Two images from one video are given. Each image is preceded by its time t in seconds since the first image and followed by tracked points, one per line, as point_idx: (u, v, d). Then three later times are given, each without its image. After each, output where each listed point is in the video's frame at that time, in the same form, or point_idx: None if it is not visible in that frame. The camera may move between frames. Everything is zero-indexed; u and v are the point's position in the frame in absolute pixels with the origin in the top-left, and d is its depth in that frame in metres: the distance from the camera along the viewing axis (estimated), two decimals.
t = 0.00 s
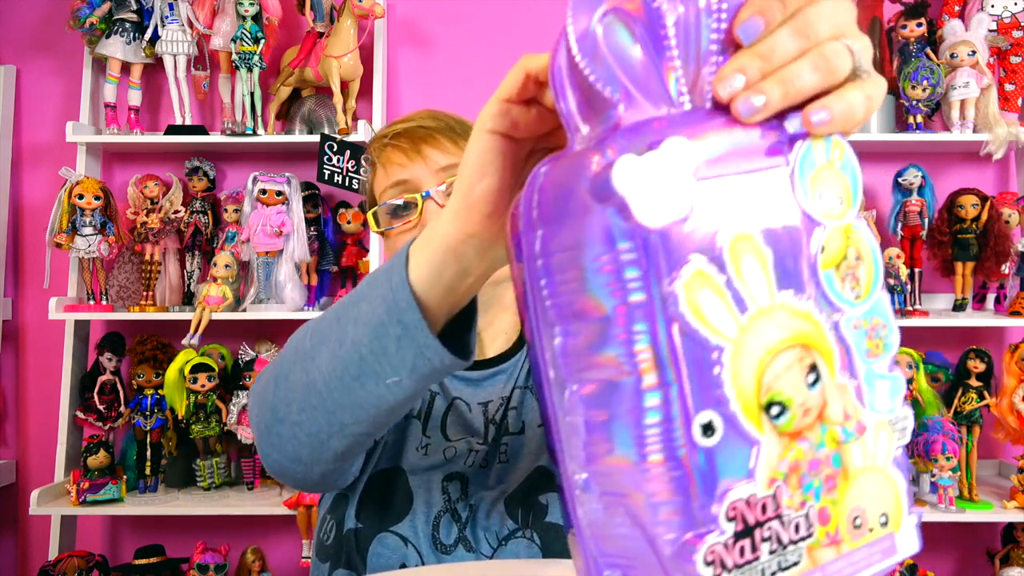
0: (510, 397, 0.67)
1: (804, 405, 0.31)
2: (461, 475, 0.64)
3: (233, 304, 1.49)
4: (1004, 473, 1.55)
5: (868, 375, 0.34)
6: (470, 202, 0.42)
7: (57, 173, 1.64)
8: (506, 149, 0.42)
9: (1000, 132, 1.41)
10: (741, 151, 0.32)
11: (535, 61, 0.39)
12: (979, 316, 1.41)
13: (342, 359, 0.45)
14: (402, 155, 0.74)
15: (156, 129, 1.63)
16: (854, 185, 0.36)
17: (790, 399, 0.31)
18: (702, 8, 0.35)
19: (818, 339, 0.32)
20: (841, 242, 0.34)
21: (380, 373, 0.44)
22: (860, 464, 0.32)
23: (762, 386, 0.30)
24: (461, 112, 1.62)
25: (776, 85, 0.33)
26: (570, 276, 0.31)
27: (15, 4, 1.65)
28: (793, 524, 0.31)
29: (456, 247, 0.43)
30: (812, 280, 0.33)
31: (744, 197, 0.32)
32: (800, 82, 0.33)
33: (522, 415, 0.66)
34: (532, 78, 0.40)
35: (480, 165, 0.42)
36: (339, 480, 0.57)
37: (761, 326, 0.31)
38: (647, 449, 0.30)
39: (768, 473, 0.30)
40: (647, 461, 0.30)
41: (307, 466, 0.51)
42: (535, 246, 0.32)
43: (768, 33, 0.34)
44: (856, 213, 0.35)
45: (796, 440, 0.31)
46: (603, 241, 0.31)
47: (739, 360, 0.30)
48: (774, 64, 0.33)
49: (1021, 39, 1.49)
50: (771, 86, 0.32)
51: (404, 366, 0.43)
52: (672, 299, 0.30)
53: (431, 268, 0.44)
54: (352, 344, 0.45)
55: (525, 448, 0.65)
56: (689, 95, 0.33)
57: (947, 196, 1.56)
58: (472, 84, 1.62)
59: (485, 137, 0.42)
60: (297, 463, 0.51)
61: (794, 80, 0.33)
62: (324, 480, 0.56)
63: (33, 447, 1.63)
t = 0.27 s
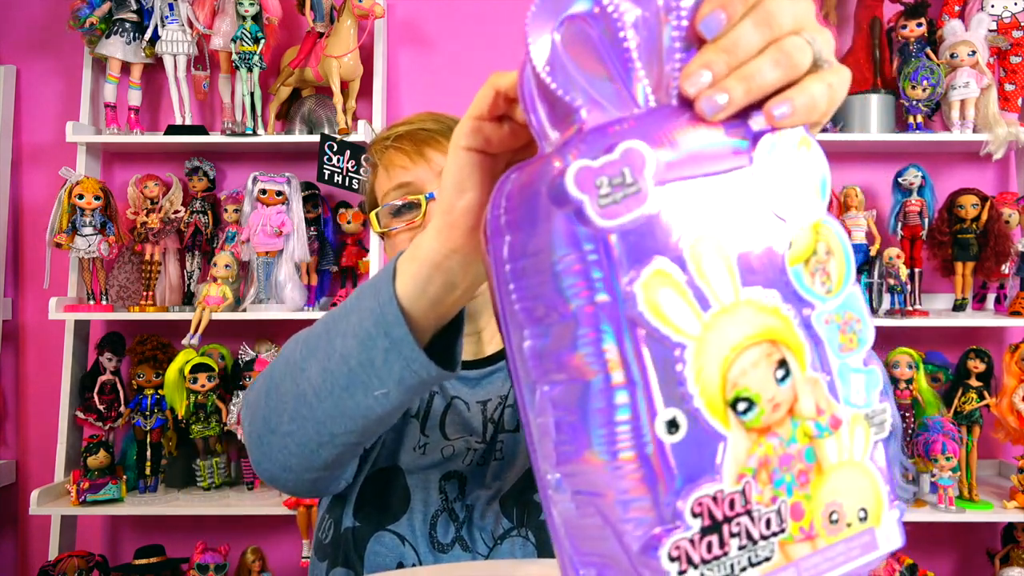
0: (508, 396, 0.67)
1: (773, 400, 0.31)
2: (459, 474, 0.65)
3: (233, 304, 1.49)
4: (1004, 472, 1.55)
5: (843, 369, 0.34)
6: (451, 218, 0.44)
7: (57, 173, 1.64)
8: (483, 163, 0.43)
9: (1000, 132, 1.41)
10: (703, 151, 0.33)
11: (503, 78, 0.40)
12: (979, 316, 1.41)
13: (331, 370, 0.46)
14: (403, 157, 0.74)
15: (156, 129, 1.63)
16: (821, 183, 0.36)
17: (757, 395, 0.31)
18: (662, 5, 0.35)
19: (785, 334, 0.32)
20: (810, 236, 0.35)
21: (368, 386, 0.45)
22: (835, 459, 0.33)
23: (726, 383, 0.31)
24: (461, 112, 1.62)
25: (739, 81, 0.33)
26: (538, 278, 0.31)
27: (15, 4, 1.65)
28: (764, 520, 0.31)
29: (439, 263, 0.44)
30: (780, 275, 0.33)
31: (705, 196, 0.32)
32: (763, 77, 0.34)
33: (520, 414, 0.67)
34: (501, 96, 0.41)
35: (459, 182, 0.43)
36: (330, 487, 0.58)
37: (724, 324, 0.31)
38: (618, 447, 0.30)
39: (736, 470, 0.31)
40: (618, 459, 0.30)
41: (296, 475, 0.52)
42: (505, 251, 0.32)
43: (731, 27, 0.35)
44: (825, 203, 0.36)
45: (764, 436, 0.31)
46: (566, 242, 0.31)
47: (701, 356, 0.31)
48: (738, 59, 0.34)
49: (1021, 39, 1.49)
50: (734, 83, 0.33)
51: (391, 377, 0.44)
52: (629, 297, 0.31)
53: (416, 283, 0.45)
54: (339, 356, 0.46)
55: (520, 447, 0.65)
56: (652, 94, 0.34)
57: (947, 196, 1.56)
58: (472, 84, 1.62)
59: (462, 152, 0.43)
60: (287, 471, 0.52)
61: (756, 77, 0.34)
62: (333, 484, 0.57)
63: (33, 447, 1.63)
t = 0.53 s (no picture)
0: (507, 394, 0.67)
1: (746, 408, 0.34)
2: (458, 472, 0.65)
3: (232, 304, 1.49)
4: (1004, 473, 1.55)
5: (824, 382, 0.37)
6: (454, 225, 0.44)
7: (57, 173, 1.64)
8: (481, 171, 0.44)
9: (1000, 132, 1.41)
10: (682, 153, 0.35)
11: (495, 90, 0.42)
12: (979, 316, 1.41)
13: (332, 371, 0.46)
14: (400, 158, 0.74)
15: (156, 129, 1.63)
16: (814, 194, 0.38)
17: (731, 402, 0.34)
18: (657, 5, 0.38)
19: (764, 344, 0.35)
20: (799, 246, 0.37)
21: (367, 387, 0.45)
22: (808, 471, 0.35)
23: (700, 388, 0.33)
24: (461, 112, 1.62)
25: (737, 82, 0.35)
26: (518, 271, 0.34)
27: (15, 4, 1.65)
28: (728, 525, 0.33)
29: (444, 270, 0.44)
30: (763, 287, 0.35)
31: (688, 207, 0.35)
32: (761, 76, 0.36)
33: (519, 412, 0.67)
34: (494, 106, 0.42)
35: (459, 189, 0.44)
36: (325, 488, 0.57)
37: (700, 329, 0.34)
38: (590, 446, 0.32)
39: (703, 475, 0.33)
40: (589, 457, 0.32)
41: (290, 475, 0.51)
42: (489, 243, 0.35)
43: (731, 20, 0.36)
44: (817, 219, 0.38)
45: (735, 444, 0.34)
46: (547, 240, 0.33)
47: (676, 359, 0.33)
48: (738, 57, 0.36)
49: (1021, 39, 1.49)
50: (733, 83, 0.35)
51: (390, 381, 0.44)
52: (605, 298, 0.33)
53: (419, 290, 0.45)
54: (341, 356, 0.45)
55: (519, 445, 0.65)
56: (649, 91, 0.36)
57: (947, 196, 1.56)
58: (472, 84, 1.62)
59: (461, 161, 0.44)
60: (281, 470, 0.51)
61: (755, 77, 0.36)
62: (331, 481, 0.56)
63: (33, 448, 1.63)
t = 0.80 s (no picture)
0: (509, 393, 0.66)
1: (739, 415, 0.34)
2: (457, 473, 0.65)
3: (232, 304, 1.49)
4: (1004, 473, 1.55)
5: (820, 386, 0.36)
6: (443, 226, 0.43)
7: (57, 173, 1.64)
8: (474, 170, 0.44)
9: (1000, 132, 1.41)
10: (676, 149, 0.35)
11: (485, 90, 0.40)
12: (979, 316, 1.41)
13: (326, 373, 0.46)
14: (400, 158, 0.74)
15: (156, 129, 1.63)
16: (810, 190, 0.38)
17: (724, 409, 0.34)
18: (644, 4, 0.38)
19: (758, 350, 0.35)
20: (792, 248, 0.37)
21: (364, 388, 0.45)
22: (805, 478, 0.35)
23: (692, 396, 0.33)
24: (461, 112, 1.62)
25: (729, 81, 0.36)
26: (508, 285, 0.34)
27: (15, 4, 1.65)
28: (724, 537, 0.33)
29: (433, 270, 0.44)
30: (757, 292, 0.35)
31: (680, 209, 0.35)
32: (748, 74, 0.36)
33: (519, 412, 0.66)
34: (486, 107, 0.41)
35: (449, 188, 0.43)
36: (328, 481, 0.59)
37: (693, 335, 0.34)
38: (582, 458, 0.32)
39: (696, 485, 0.33)
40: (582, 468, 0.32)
41: (289, 470, 0.53)
42: (480, 254, 0.36)
43: (719, 19, 0.36)
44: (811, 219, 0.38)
45: (729, 452, 0.34)
46: (537, 251, 0.34)
47: (668, 367, 0.33)
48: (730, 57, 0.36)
49: (1021, 39, 1.49)
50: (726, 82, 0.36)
51: (386, 379, 0.45)
52: (594, 305, 0.33)
53: (408, 290, 0.45)
54: (334, 358, 0.46)
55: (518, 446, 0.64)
56: (639, 93, 0.37)
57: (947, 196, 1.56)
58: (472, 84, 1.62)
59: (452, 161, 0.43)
60: (281, 465, 0.53)
61: (748, 75, 0.36)
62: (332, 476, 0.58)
63: (33, 447, 1.63)
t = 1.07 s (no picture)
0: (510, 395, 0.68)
1: (700, 414, 0.35)
2: (461, 476, 0.65)
3: (232, 304, 1.49)
4: (1004, 473, 1.55)
5: (787, 400, 0.37)
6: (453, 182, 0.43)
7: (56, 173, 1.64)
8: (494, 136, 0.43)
9: (1000, 132, 1.41)
10: (650, 150, 0.37)
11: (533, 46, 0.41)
12: (979, 316, 1.41)
13: (314, 329, 0.46)
14: (399, 155, 0.74)
15: (156, 129, 1.63)
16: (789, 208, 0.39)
17: (686, 406, 0.35)
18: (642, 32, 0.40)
19: (724, 353, 0.36)
20: (768, 262, 0.38)
21: (345, 347, 0.45)
22: (761, 487, 0.36)
23: (655, 389, 0.35)
24: (461, 112, 1.62)
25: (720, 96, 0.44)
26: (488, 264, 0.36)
27: (15, 4, 1.65)
28: (671, 531, 0.34)
29: (434, 231, 0.44)
30: (729, 297, 0.37)
31: (654, 208, 0.37)
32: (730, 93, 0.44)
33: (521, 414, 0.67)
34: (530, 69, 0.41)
35: (467, 147, 0.43)
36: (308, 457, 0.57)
37: (660, 330, 0.35)
38: (536, 434, 0.34)
39: (650, 476, 0.34)
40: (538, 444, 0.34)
41: (271, 432, 0.51)
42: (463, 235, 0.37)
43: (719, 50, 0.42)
44: (789, 236, 0.39)
45: (687, 449, 0.35)
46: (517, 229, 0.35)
47: (633, 358, 0.35)
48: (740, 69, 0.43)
49: (1021, 39, 1.49)
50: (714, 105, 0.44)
51: (369, 342, 0.44)
52: (569, 288, 0.35)
53: (406, 251, 0.44)
54: (325, 314, 0.46)
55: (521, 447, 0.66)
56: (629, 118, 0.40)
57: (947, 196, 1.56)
58: (472, 84, 1.62)
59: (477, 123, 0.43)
60: (262, 427, 0.51)
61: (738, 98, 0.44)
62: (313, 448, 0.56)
63: (33, 447, 1.63)
